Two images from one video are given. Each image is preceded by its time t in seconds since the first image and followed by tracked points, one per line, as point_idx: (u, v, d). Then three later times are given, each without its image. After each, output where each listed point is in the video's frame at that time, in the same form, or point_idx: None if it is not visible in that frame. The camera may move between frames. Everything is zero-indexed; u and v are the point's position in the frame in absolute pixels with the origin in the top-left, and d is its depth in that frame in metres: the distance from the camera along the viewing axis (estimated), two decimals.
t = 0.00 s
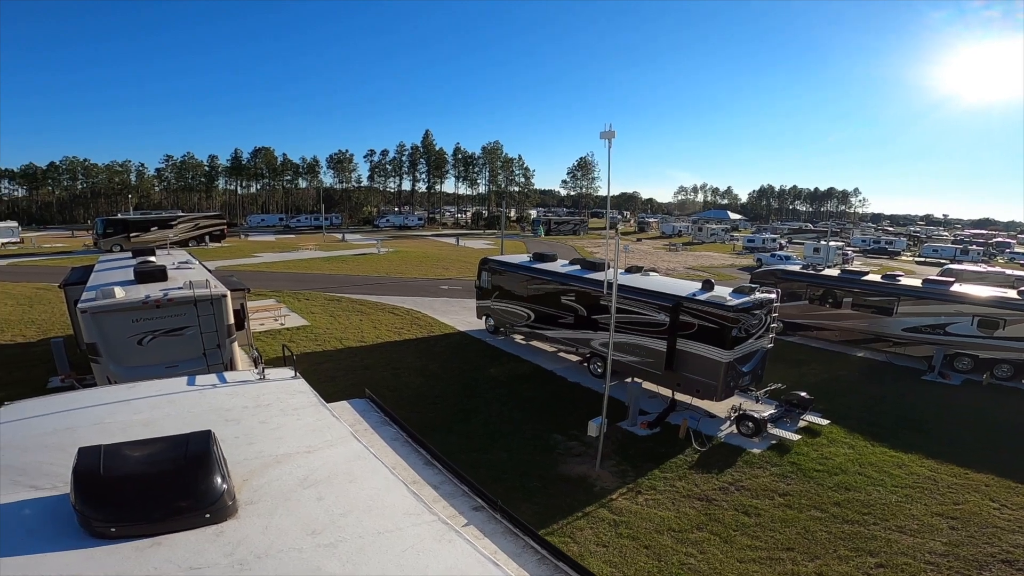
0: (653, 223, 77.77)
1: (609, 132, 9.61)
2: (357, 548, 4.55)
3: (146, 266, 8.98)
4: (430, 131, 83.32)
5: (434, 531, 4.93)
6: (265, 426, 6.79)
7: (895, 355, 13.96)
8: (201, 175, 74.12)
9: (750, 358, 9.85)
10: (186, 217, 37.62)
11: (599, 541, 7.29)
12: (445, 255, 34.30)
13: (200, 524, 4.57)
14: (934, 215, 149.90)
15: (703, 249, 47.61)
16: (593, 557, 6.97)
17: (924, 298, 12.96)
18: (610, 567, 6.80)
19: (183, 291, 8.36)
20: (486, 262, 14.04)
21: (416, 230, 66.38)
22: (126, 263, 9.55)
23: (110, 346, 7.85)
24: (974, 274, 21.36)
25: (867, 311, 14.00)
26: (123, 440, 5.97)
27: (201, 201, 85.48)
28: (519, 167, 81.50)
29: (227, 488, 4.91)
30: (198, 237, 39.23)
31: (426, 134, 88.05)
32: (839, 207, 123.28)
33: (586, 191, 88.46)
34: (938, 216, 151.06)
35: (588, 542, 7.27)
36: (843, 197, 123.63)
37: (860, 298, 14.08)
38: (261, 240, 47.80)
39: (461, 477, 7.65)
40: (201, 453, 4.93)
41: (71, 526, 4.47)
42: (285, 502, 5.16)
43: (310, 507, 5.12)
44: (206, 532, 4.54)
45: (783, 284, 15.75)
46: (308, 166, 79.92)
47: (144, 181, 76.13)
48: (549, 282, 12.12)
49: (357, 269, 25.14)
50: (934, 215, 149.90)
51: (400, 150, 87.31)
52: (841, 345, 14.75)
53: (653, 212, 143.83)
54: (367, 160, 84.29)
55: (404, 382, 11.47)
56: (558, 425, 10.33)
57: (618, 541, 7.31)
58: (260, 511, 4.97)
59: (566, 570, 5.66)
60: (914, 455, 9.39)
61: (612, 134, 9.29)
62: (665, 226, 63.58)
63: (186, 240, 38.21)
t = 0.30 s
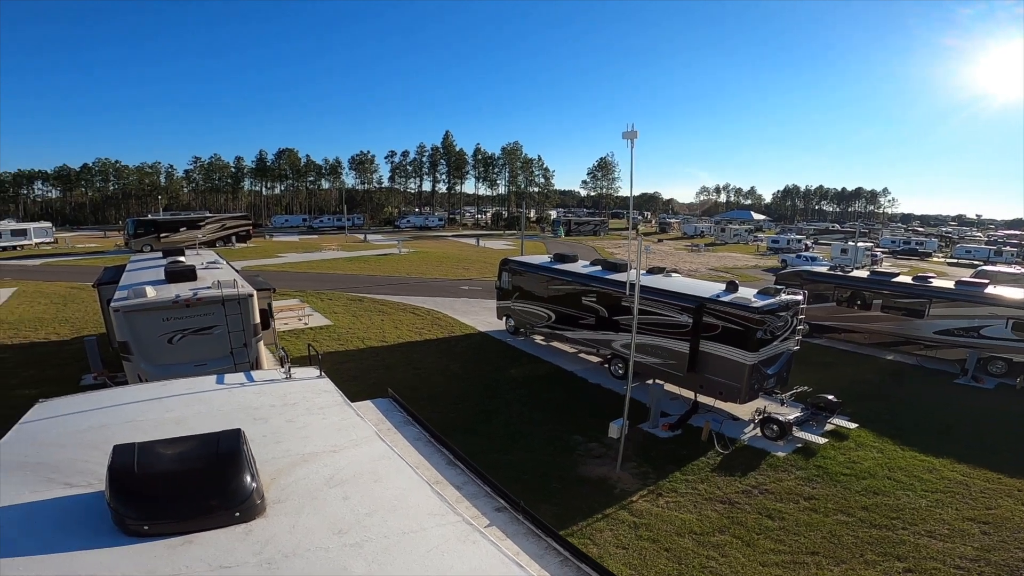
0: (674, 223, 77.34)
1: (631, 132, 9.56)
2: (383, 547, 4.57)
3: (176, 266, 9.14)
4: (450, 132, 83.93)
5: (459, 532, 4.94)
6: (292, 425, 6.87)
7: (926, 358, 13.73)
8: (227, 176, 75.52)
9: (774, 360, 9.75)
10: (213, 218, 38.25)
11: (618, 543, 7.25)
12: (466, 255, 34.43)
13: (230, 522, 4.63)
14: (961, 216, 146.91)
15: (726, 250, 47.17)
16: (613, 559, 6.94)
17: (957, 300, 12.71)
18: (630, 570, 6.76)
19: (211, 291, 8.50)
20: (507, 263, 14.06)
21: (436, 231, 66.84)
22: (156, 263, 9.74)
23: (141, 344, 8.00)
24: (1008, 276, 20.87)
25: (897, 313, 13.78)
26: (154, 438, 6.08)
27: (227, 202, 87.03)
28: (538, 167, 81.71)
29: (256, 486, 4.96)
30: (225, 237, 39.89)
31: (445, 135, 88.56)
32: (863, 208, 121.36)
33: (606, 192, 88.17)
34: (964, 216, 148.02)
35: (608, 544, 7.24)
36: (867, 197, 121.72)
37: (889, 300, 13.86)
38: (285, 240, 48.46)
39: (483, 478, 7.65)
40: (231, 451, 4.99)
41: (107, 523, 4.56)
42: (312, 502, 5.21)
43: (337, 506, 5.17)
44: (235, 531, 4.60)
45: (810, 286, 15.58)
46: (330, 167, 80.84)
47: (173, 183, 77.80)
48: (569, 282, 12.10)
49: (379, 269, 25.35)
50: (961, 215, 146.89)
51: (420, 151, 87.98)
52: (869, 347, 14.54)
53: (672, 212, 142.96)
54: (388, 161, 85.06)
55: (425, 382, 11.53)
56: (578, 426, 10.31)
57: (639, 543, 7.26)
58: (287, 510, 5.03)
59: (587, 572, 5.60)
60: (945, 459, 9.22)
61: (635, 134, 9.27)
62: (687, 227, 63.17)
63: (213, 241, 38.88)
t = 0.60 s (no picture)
0: (697, 230, 76.82)
1: (656, 138, 9.51)
2: (406, 552, 4.56)
3: (208, 269, 9.31)
4: (473, 139, 84.61)
5: (482, 537, 4.91)
6: (319, 428, 6.92)
7: (960, 370, 13.41)
8: (256, 181, 77.12)
9: (802, 370, 9.59)
10: (243, 223, 38.93)
11: (638, 552, 7.15)
12: (489, 261, 34.53)
13: (257, 524, 4.67)
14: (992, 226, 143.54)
15: (752, 258, 46.68)
16: (632, 567, 6.85)
17: (994, 311, 12.42)
18: None
19: (241, 294, 8.63)
20: (529, 269, 14.06)
21: (458, 236, 67.33)
22: (189, 265, 9.94)
23: (173, 346, 8.15)
24: None
25: (931, 323, 13.50)
26: (185, 439, 6.16)
27: (255, 207, 88.83)
28: (560, 174, 81.89)
29: (283, 489, 4.99)
30: (254, 241, 40.59)
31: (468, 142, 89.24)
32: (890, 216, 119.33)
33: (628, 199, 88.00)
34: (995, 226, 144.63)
35: (627, 552, 7.15)
36: (894, 207, 119.76)
37: (924, 310, 13.59)
38: (312, 245, 49.18)
39: (506, 484, 7.59)
40: (260, 453, 5.03)
41: (140, 523, 4.62)
42: (338, 505, 5.22)
43: (362, 510, 5.17)
44: (262, 533, 4.62)
45: (840, 295, 15.33)
46: (355, 173, 82.02)
47: (205, 188, 79.81)
48: (592, 289, 12.06)
49: (403, 275, 25.52)
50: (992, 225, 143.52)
51: (442, 158, 88.78)
52: (902, 358, 14.25)
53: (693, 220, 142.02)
54: (412, 167, 86.06)
55: (447, 387, 11.55)
56: (599, 434, 10.22)
57: (659, 552, 7.16)
58: (313, 513, 5.05)
59: None
60: (979, 472, 8.98)
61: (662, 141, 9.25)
62: (711, 234, 62.71)
63: (243, 245, 39.59)
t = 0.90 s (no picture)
0: (718, 237, 76.26)
1: (678, 144, 9.43)
2: (425, 555, 4.54)
3: (234, 271, 9.46)
4: (493, 144, 85.12)
5: (501, 542, 4.87)
6: (340, 430, 6.95)
7: (992, 381, 13.10)
8: (280, 185, 78.40)
9: (827, 380, 9.43)
10: (267, 226, 39.53)
11: (654, 560, 7.06)
12: (509, 267, 34.59)
13: (280, 525, 4.68)
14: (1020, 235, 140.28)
15: (774, 266, 46.18)
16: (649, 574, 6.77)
17: None
18: None
19: (265, 296, 8.74)
20: (548, 275, 14.07)
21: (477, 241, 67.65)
22: (215, 268, 10.10)
23: (199, 347, 8.28)
24: None
25: (962, 333, 13.21)
26: (210, 439, 6.24)
27: (278, 211, 90.24)
28: (580, 180, 81.95)
29: (306, 491, 5.01)
30: (277, 245, 41.18)
31: (487, 147, 89.73)
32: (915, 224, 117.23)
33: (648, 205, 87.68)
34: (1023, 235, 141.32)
35: (643, 560, 7.06)
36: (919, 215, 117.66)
37: (954, 320, 13.31)
38: (333, 248, 49.76)
39: (524, 489, 7.51)
40: (284, 454, 5.06)
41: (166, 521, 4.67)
42: (358, 507, 5.23)
43: (381, 513, 5.18)
44: (283, 533, 4.64)
45: (866, 304, 15.08)
46: (376, 177, 82.87)
47: (232, 191, 81.50)
48: (612, 296, 12.02)
49: (422, 279, 25.69)
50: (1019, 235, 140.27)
51: (462, 163, 89.42)
52: (930, 368, 13.97)
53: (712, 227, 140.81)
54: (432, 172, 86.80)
55: (466, 391, 11.57)
56: (617, 441, 10.15)
57: (676, 560, 7.06)
58: (334, 514, 5.06)
59: None
60: (1010, 484, 8.75)
61: (684, 147, 9.20)
62: (732, 241, 62.21)
63: (267, 247, 40.19)
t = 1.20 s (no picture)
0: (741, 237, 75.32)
1: (703, 143, 9.30)
2: (448, 555, 4.54)
3: (260, 272, 9.61)
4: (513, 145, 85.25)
5: (523, 542, 4.85)
6: (364, 429, 7.01)
7: None
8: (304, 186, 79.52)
9: (856, 382, 9.26)
10: (293, 227, 40.10)
11: (675, 562, 6.98)
12: (529, 267, 34.54)
13: (307, 523, 4.73)
14: None
15: (800, 266, 45.44)
16: None
17: None
18: None
19: (291, 296, 8.86)
20: (569, 276, 14.04)
21: (498, 241, 67.78)
22: (243, 268, 10.28)
23: (227, 346, 8.43)
24: None
25: (997, 335, 12.86)
26: (239, 436, 6.34)
27: (302, 212, 91.56)
28: (601, 180, 81.69)
29: (332, 489, 5.05)
30: (302, 245, 41.75)
31: (507, 147, 89.85)
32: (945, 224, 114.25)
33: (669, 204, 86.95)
34: None
35: (664, 562, 6.99)
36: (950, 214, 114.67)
37: (988, 321, 12.95)
38: (356, 249, 50.28)
39: (546, 490, 7.42)
40: (311, 452, 5.11)
41: (197, 519, 4.75)
42: (382, 506, 5.26)
43: (405, 511, 5.20)
44: (309, 531, 4.69)
45: (897, 305, 14.73)
46: (398, 179, 83.55)
47: (258, 193, 83.02)
48: (633, 297, 11.95)
49: (444, 280, 25.82)
50: None
51: (483, 164, 89.72)
52: (964, 371, 13.62)
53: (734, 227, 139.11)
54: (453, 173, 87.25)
55: (487, 392, 11.59)
56: (639, 442, 10.07)
57: (697, 563, 6.97)
58: (359, 513, 5.09)
59: None
60: None
61: (707, 148, 9.06)
62: (757, 241, 61.39)
63: (292, 248, 40.76)
